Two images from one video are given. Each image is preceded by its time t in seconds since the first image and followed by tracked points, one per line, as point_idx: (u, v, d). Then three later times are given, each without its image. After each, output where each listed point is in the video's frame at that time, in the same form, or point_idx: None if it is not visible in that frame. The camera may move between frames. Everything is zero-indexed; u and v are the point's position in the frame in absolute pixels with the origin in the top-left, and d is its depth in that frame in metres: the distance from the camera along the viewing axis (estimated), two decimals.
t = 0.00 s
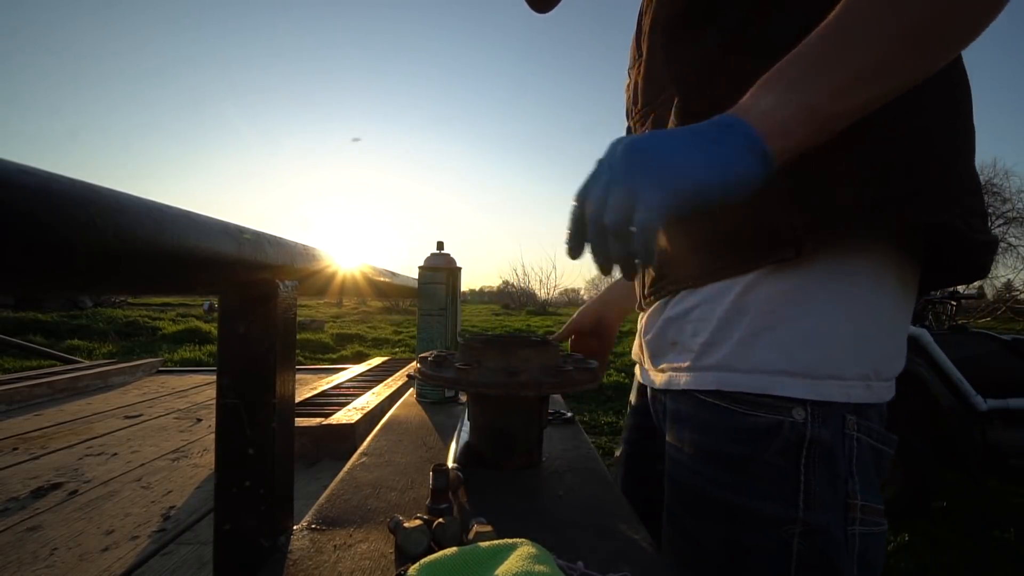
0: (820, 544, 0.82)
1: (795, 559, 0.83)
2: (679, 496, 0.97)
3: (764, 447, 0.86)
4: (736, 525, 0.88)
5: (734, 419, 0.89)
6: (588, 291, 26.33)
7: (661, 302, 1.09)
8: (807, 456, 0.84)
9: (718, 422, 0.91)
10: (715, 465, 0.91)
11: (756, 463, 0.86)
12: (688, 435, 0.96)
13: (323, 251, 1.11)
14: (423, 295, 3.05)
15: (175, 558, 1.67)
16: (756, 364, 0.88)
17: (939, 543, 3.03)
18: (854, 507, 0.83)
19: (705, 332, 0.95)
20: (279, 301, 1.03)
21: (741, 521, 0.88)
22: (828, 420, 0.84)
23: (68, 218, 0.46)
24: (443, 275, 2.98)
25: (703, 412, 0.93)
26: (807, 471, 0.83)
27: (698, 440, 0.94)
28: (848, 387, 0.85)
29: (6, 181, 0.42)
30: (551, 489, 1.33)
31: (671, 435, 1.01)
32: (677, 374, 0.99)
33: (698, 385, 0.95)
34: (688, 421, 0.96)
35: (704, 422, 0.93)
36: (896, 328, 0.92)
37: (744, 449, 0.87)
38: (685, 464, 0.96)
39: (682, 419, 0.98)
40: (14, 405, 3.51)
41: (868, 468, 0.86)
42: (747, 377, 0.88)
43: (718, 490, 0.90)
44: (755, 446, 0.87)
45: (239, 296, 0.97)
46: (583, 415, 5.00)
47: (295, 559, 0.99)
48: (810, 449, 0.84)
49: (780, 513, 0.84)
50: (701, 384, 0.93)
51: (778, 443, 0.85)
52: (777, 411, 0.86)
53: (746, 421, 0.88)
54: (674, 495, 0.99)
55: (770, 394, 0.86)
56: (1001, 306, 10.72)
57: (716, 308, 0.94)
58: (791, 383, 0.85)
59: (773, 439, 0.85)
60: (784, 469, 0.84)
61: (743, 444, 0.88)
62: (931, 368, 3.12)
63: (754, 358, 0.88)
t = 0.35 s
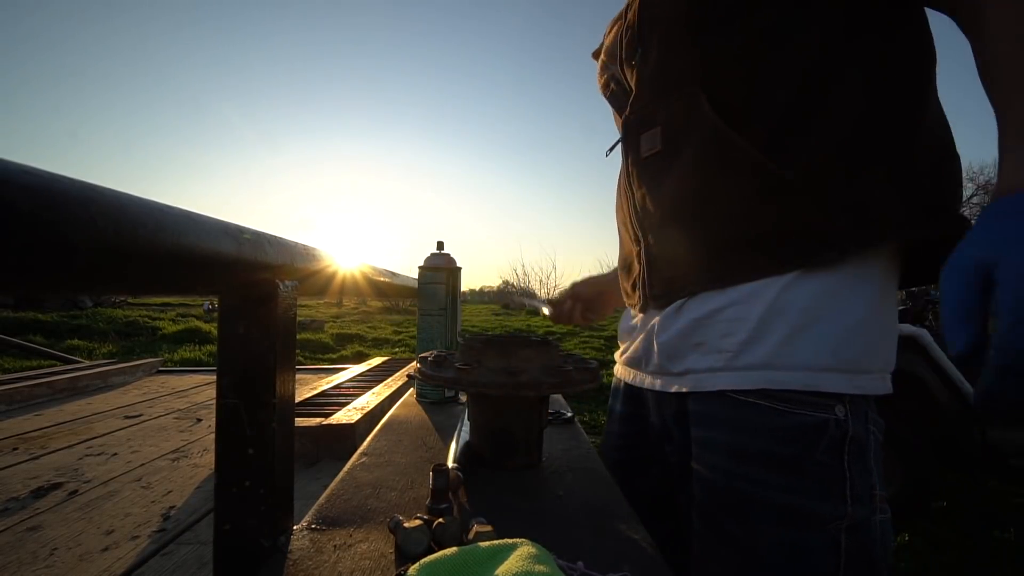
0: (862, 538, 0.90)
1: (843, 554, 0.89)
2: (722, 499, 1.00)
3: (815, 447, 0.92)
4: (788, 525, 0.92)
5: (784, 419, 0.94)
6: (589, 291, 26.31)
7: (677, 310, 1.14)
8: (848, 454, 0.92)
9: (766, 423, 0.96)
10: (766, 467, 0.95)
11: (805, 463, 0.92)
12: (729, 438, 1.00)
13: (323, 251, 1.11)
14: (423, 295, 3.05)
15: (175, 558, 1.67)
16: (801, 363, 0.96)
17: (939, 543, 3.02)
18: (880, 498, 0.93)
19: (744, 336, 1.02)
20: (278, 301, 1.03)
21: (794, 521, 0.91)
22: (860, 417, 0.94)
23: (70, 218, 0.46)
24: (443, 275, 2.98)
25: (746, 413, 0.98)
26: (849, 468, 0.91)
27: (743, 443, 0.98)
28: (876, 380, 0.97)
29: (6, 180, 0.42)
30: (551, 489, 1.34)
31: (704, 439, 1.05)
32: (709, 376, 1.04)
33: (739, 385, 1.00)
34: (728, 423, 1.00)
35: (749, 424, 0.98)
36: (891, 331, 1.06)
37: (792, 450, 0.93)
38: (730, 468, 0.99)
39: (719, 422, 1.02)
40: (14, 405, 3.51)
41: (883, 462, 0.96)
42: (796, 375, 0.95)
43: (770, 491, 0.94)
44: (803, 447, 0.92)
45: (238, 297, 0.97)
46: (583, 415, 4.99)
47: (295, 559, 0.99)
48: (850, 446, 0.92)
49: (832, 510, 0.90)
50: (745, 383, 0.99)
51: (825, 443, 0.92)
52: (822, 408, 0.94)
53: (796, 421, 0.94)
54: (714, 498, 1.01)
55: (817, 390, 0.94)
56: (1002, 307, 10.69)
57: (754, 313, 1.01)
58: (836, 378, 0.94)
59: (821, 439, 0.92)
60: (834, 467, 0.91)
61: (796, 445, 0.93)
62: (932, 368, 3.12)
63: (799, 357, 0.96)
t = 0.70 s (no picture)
0: (894, 527, 0.95)
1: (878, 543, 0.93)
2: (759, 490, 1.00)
3: (856, 439, 0.94)
4: (829, 517, 0.94)
5: (825, 412, 0.96)
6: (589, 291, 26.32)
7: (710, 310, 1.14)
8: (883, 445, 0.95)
9: (805, 415, 0.98)
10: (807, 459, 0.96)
11: (849, 455, 0.94)
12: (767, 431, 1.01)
13: (323, 251, 1.11)
14: (423, 296, 3.05)
15: (175, 558, 1.67)
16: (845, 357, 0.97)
17: (939, 543, 3.02)
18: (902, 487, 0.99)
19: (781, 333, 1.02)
20: (278, 301, 1.03)
21: (836, 514, 0.93)
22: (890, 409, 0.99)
23: (70, 219, 0.46)
24: (443, 275, 2.98)
25: (785, 406, 1.00)
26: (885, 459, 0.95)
27: (783, 435, 0.99)
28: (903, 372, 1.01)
29: (6, 180, 0.42)
30: (551, 489, 1.34)
31: (741, 433, 1.06)
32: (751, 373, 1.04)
33: (779, 382, 1.01)
34: (767, 418, 1.01)
35: (790, 417, 0.99)
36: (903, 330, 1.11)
37: (835, 442, 0.95)
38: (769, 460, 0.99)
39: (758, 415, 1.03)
40: (14, 405, 3.51)
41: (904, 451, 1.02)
42: (835, 369, 0.97)
43: (814, 483, 0.95)
44: (846, 438, 0.94)
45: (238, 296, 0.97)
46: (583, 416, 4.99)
47: (295, 559, 0.99)
48: (886, 437, 0.96)
49: (871, 501, 0.93)
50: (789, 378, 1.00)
51: (866, 434, 0.95)
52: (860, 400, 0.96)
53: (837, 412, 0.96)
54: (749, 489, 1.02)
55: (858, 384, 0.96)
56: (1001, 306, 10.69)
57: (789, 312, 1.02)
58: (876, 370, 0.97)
59: (862, 430, 0.95)
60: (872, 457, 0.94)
61: (836, 437, 0.95)
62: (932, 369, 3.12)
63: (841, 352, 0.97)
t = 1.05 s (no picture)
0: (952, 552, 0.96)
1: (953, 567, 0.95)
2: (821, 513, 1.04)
3: (924, 458, 1.00)
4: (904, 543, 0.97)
5: (888, 431, 1.02)
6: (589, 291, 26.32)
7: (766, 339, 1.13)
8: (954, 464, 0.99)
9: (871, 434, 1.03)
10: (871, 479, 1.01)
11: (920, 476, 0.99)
12: (830, 451, 1.05)
13: (323, 251, 1.11)
14: (423, 295, 3.04)
15: (175, 558, 1.67)
16: (912, 374, 1.03)
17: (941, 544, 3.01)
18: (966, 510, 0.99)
19: (846, 356, 1.06)
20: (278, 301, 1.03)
21: (904, 533, 0.97)
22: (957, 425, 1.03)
23: (69, 219, 0.46)
24: (443, 275, 2.98)
25: (850, 426, 1.05)
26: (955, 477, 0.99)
27: (848, 455, 1.04)
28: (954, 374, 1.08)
29: (5, 178, 0.42)
30: (551, 489, 1.34)
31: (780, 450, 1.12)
32: (821, 400, 1.07)
33: (845, 402, 1.06)
34: (828, 438, 1.06)
35: (858, 437, 1.04)
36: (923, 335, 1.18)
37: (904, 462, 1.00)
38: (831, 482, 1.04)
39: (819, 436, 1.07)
40: (14, 405, 3.51)
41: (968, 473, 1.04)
42: (906, 390, 1.02)
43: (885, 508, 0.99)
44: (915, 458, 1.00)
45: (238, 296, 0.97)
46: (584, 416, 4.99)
47: (295, 559, 0.99)
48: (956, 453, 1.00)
49: (944, 524, 0.96)
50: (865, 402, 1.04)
51: (933, 451, 1.00)
52: (926, 417, 1.02)
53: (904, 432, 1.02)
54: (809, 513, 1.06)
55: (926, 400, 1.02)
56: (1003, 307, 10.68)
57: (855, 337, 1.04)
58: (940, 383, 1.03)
59: (932, 449, 1.00)
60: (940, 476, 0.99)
61: (900, 456, 1.00)
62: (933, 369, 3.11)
63: (909, 369, 1.03)
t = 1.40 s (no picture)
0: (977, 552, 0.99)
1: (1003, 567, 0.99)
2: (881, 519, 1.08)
3: (983, 466, 1.05)
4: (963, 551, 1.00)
5: (951, 438, 1.07)
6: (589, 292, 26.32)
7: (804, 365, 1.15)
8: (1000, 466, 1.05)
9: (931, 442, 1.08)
10: (932, 488, 1.05)
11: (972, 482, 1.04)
12: (889, 462, 1.09)
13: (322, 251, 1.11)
14: (422, 295, 3.04)
15: (175, 558, 1.67)
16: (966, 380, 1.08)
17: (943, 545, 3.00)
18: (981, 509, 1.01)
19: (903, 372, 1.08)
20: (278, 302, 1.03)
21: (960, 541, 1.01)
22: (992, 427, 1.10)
23: (68, 219, 0.46)
24: (442, 275, 2.98)
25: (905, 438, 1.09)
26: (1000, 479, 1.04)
27: (908, 464, 1.07)
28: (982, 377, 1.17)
29: (4, 178, 0.42)
30: (551, 489, 1.34)
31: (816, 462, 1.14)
32: (878, 416, 1.09)
33: (904, 416, 1.08)
34: (885, 452, 1.09)
35: (918, 447, 1.08)
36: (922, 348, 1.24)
37: (958, 470, 1.05)
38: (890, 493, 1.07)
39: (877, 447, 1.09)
40: (14, 405, 3.51)
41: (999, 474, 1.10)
42: (956, 397, 1.08)
43: (945, 519, 1.03)
44: (972, 466, 1.05)
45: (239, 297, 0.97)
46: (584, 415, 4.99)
47: (295, 559, 0.99)
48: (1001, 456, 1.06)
49: (997, 528, 1.01)
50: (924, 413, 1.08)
51: (982, 455, 1.05)
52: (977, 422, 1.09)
53: (962, 438, 1.07)
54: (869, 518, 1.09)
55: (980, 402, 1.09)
56: (1003, 306, 10.67)
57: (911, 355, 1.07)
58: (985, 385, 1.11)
59: (982, 454, 1.05)
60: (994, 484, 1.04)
61: (958, 465, 1.05)
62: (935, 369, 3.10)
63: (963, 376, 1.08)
